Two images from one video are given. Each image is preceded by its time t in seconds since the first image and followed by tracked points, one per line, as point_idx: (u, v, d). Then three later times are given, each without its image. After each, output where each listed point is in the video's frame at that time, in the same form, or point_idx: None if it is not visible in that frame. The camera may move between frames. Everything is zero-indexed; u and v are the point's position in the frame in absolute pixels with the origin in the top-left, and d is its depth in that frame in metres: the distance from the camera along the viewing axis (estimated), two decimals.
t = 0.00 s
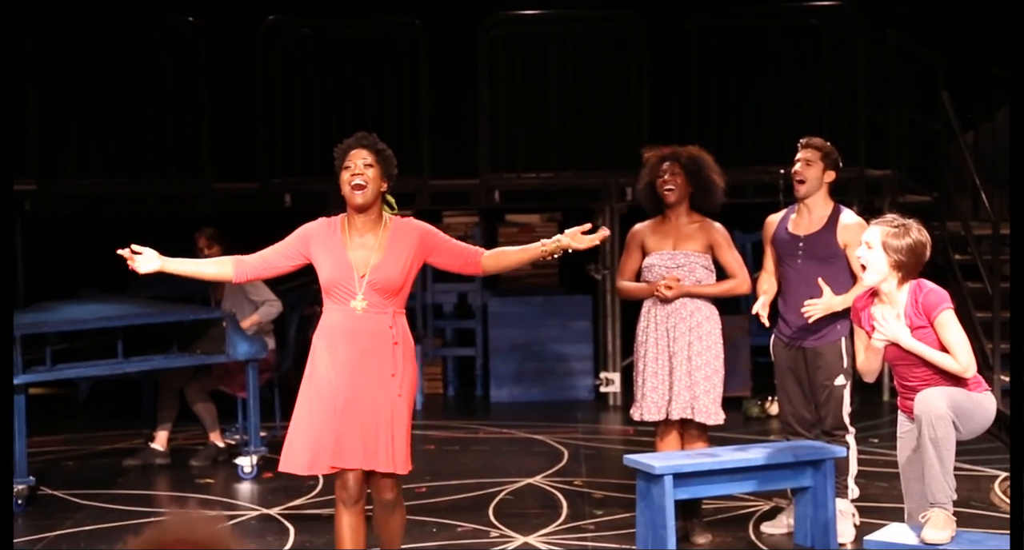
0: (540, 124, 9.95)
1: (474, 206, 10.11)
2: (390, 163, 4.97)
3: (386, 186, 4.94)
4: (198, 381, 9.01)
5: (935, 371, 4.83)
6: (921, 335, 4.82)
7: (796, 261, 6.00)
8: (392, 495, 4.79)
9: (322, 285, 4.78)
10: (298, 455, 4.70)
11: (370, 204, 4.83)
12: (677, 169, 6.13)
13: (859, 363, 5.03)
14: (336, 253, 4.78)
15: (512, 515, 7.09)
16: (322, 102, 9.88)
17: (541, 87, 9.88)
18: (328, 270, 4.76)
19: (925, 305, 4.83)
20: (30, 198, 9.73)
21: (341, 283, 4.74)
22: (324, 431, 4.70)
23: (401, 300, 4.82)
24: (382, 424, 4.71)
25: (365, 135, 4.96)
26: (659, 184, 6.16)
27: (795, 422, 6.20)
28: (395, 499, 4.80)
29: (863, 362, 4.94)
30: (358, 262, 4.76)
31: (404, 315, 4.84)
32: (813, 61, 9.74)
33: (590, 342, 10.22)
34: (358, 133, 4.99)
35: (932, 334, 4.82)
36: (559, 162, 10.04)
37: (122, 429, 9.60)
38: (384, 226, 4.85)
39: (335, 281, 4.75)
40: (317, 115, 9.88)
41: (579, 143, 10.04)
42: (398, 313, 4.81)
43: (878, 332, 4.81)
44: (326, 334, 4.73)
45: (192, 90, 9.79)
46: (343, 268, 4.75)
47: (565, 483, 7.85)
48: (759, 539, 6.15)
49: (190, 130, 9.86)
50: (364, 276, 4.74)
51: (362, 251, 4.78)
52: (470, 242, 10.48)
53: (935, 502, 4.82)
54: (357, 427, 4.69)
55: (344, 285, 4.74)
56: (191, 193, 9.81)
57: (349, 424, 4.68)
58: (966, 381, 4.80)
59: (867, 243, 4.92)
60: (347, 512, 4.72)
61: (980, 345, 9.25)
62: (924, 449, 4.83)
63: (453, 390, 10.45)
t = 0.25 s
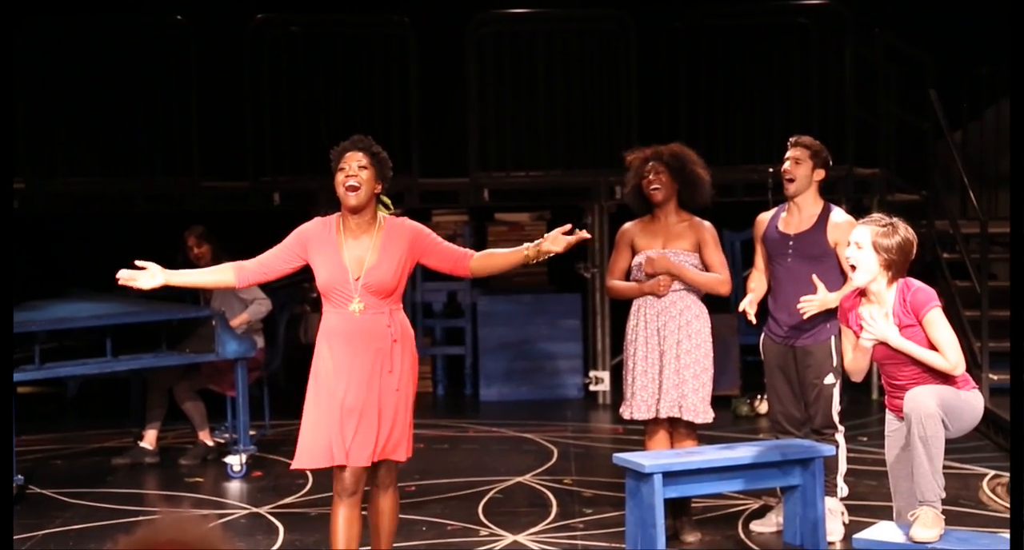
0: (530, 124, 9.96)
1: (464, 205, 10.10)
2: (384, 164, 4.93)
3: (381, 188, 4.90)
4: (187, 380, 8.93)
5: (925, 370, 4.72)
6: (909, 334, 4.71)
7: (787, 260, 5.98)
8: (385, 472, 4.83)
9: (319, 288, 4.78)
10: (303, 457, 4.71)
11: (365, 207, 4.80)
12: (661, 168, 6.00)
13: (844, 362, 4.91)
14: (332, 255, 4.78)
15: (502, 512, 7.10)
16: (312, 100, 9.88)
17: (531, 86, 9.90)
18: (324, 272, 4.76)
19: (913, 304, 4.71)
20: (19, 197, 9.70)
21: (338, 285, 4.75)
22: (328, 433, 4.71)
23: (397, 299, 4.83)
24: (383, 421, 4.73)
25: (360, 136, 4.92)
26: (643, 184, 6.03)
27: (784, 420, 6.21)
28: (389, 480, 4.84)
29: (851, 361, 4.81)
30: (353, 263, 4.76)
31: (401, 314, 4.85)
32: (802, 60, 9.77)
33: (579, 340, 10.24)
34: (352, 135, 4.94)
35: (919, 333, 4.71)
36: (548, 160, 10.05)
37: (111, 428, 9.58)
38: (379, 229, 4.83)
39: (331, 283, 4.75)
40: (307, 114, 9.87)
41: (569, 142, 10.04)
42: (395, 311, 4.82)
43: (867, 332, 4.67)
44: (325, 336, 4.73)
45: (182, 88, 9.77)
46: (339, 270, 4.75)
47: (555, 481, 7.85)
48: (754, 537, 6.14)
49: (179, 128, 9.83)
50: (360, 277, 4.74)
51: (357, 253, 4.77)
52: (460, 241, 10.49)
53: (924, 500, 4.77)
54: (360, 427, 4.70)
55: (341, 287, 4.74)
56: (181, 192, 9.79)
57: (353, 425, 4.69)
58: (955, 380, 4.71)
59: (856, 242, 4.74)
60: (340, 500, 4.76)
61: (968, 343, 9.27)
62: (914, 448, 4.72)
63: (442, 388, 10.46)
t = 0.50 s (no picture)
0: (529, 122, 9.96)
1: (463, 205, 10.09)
2: (382, 160, 4.94)
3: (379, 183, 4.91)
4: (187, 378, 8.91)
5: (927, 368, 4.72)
6: (909, 333, 4.70)
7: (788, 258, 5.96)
8: (383, 465, 4.79)
9: (319, 281, 4.76)
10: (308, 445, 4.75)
11: (363, 201, 4.80)
12: (658, 167, 5.98)
13: (845, 361, 4.92)
14: (331, 249, 4.75)
15: (501, 512, 7.09)
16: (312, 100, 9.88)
17: (531, 85, 9.89)
18: (324, 266, 4.74)
19: (912, 304, 4.70)
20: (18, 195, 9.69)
21: (338, 279, 4.73)
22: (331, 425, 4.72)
23: (397, 290, 4.82)
24: (387, 411, 4.74)
25: (358, 132, 4.94)
26: (642, 185, 6.02)
27: (784, 420, 6.21)
28: (390, 473, 4.79)
29: (851, 362, 4.83)
30: (353, 256, 4.74)
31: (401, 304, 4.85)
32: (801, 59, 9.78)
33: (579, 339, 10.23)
34: (350, 132, 4.95)
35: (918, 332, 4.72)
36: (548, 159, 10.05)
37: (109, 427, 9.58)
38: (377, 224, 4.81)
39: (331, 276, 4.73)
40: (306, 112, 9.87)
41: (569, 141, 10.05)
42: (395, 303, 4.81)
43: (866, 331, 4.67)
44: (327, 329, 4.73)
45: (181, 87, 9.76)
46: (339, 264, 4.73)
47: (555, 481, 7.84)
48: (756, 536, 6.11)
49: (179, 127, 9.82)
50: (360, 270, 4.72)
51: (356, 246, 4.75)
52: (460, 240, 10.49)
53: (924, 499, 4.77)
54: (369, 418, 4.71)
55: (341, 281, 4.73)
56: (180, 191, 9.78)
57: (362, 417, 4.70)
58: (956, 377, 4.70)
59: (855, 243, 4.74)
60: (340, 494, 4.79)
61: (967, 342, 9.26)
62: (913, 446, 4.72)
63: (442, 387, 10.46)
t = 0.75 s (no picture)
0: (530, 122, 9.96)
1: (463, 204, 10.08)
2: (381, 158, 4.95)
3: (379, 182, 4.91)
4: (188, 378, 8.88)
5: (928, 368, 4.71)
6: (909, 335, 4.70)
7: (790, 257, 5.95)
8: (379, 463, 4.76)
9: (319, 275, 4.73)
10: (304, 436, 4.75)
11: (365, 198, 4.80)
12: (654, 168, 5.98)
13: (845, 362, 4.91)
14: (333, 244, 4.73)
15: (501, 512, 7.09)
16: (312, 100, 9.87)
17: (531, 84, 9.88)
18: (326, 260, 4.72)
19: (911, 306, 4.70)
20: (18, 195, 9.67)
21: (341, 274, 4.70)
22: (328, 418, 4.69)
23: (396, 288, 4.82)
24: (385, 406, 4.72)
25: (357, 131, 4.94)
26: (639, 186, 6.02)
27: (785, 419, 6.20)
28: (384, 472, 4.77)
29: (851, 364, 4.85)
30: (356, 253, 4.73)
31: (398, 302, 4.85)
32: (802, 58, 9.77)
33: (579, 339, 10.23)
34: (348, 131, 4.94)
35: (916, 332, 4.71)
36: (549, 158, 10.04)
37: (109, 427, 9.57)
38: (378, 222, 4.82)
39: (333, 270, 4.71)
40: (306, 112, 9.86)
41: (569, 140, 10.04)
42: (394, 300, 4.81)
43: (867, 334, 4.65)
44: (327, 323, 4.69)
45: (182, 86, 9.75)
46: (342, 259, 4.71)
47: (555, 480, 7.84)
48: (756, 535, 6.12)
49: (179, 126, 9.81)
50: (363, 266, 4.72)
51: (358, 243, 4.75)
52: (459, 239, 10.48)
53: (924, 498, 4.77)
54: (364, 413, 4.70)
55: (343, 276, 4.71)
56: (180, 190, 9.77)
57: (359, 411, 4.68)
58: (957, 377, 4.70)
59: (852, 248, 4.72)
60: (340, 484, 4.80)
61: (968, 342, 9.25)
62: (915, 447, 4.72)
63: (442, 387, 10.46)
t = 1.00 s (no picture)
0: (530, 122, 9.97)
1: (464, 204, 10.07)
2: (375, 160, 4.93)
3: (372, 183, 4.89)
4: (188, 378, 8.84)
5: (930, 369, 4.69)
6: (909, 339, 4.68)
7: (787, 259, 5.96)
8: (375, 461, 4.74)
9: (317, 268, 4.71)
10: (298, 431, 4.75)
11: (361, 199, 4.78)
12: (652, 168, 5.96)
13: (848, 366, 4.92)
14: (334, 239, 4.73)
15: (502, 511, 7.09)
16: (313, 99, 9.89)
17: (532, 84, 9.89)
18: (325, 254, 4.70)
19: (910, 309, 4.67)
20: (19, 195, 9.67)
21: (340, 268, 4.70)
22: (324, 410, 4.69)
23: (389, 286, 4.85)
24: (379, 402, 4.72)
25: (351, 131, 4.92)
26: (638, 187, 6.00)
27: (781, 419, 6.19)
28: (380, 471, 4.76)
29: (853, 370, 4.86)
30: (356, 250, 4.74)
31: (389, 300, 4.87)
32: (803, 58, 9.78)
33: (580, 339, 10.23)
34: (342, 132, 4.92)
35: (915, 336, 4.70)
36: (549, 159, 10.04)
37: (110, 426, 9.58)
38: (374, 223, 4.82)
39: (331, 264, 4.70)
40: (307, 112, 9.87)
41: (570, 140, 10.04)
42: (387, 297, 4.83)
43: (866, 340, 4.62)
44: (325, 316, 4.69)
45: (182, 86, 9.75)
46: (342, 254, 4.71)
47: (556, 480, 7.85)
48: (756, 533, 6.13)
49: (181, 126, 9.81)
50: (362, 262, 4.73)
51: (356, 239, 4.75)
52: (459, 240, 10.49)
53: (924, 498, 4.77)
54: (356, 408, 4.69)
55: (343, 270, 4.70)
56: (181, 190, 9.77)
57: (354, 405, 4.69)
58: (958, 377, 4.68)
59: (845, 258, 4.69)
60: (336, 483, 4.79)
61: (968, 342, 9.25)
62: (918, 447, 4.72)
63: (442, 387, 10.46)
